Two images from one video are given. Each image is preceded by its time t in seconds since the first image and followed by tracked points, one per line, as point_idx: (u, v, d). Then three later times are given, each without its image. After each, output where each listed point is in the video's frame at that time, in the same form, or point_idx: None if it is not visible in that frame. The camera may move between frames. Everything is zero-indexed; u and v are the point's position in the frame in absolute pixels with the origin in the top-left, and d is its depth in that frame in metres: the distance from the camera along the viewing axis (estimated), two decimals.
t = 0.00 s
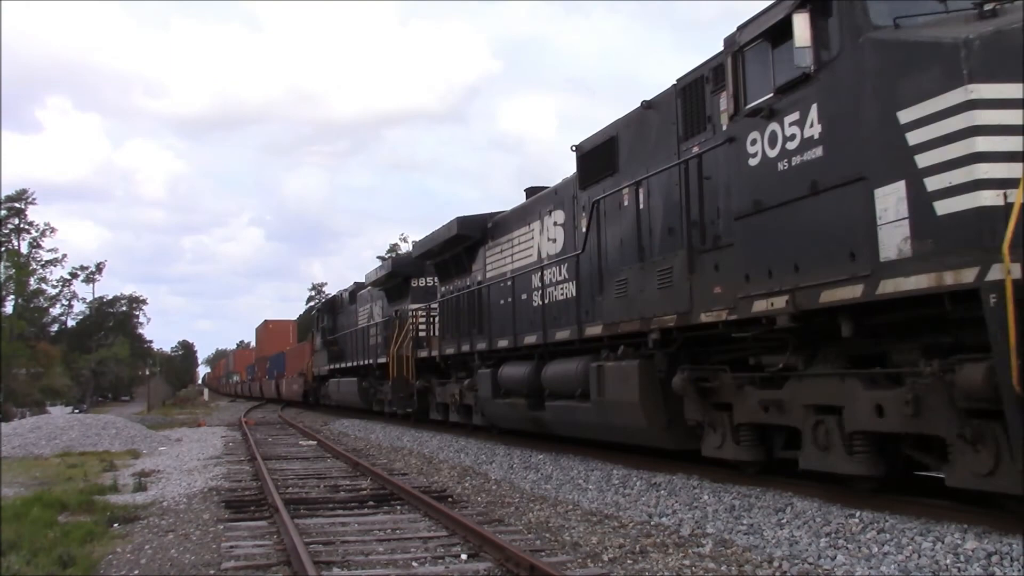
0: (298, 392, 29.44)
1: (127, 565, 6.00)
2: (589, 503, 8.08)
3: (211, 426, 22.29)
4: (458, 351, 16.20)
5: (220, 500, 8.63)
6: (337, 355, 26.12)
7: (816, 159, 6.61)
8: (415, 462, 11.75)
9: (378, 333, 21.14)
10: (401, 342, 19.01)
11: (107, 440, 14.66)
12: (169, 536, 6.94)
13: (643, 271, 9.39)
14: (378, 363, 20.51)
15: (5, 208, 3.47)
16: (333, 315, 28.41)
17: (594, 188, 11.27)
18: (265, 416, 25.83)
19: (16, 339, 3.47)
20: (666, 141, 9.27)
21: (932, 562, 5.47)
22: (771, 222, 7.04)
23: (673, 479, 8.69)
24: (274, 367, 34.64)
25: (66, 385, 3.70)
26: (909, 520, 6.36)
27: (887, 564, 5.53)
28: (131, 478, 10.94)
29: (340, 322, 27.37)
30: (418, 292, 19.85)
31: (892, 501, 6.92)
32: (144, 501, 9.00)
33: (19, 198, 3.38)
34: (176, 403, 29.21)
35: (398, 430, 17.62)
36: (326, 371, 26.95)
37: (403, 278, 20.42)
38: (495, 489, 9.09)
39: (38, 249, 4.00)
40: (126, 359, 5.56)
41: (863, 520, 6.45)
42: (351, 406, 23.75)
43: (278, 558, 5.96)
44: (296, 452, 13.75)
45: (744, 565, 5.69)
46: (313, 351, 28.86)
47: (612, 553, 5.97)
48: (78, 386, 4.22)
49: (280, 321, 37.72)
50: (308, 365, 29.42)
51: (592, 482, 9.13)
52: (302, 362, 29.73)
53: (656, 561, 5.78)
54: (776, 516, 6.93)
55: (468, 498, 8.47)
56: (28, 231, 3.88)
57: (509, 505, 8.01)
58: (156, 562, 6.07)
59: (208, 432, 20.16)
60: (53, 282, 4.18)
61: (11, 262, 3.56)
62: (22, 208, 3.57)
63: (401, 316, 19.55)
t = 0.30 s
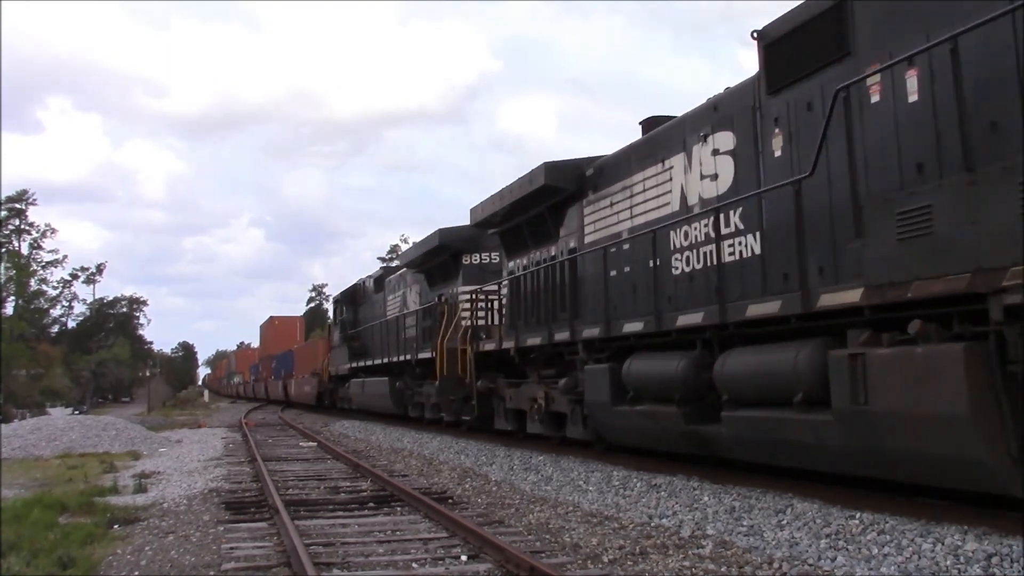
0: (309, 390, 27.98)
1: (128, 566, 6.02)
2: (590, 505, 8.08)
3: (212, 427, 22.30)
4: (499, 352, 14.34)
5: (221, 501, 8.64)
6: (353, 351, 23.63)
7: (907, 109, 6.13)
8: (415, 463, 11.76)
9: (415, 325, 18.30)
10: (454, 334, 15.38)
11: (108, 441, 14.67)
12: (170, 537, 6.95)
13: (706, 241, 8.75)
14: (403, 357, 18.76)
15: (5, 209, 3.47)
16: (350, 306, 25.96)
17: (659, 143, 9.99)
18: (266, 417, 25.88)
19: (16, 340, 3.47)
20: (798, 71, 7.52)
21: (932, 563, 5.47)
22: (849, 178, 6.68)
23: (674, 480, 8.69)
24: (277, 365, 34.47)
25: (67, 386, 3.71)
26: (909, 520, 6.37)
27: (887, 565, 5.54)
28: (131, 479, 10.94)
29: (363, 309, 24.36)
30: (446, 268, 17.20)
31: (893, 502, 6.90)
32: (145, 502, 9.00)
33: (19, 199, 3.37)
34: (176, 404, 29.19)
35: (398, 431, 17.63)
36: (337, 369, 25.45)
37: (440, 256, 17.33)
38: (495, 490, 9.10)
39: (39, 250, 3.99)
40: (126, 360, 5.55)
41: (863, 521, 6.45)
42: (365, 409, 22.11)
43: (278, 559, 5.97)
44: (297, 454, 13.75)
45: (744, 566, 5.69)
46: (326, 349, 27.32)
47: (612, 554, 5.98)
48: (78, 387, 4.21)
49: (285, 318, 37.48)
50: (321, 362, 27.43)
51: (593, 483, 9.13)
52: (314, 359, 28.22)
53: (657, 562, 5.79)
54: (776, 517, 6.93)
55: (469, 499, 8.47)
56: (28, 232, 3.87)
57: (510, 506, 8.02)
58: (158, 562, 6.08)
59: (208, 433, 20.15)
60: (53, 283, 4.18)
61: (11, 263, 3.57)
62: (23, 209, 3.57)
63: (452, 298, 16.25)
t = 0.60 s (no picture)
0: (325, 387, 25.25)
1: (127, 565, 6.00)
2: (589, 503, 8.08)
3: (211, 425, 22.28)
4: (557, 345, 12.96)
5: (220, 499, 8.63)
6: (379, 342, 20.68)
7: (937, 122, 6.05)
8: (415, 462, 11.76)
9: (470, 309, 15.21)
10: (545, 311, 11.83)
11: (107, 439, 14.65)
12: (169, 536, 6.94)
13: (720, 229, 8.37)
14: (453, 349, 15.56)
15: (5, 208, 3.47)
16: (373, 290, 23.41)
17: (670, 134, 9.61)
18: (265, 415, 25.87)
19: (16, 339, 3.48)
20: (910, 22, 6.43)
21: (931, 562, 5.47)
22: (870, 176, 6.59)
23: (673, 479, 8.68)
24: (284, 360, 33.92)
25: (67, 385, 3.71)
26: (908, 518, 6.37)
27: (886, 563, 5.53)
28: (131, 478, 10.93)
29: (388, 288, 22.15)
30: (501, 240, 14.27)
31: (892, 499, 6.90)
32: (144, 500, 8.99)
33: (19, 198, 3.38)
34: (176, 402, 29.14)
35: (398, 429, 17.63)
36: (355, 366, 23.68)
37: (502, 223, 14.05)
38: (494, 488, 9.09)
39: (39, 249, 4.00)
40: (126, 360, 5.55)
41: (862, 520, 6.45)
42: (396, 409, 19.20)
43: (278, 558, 5.96)
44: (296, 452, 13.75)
45: (743, 565, 5.69)
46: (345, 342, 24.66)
47: (612, 552, 5.97)
48: (78, 386, 4.21)
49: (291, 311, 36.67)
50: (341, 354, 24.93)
51: (592, 482, 9.13)
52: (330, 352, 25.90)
53: (656, 561, 5.78)
54: (776, 516, 6.93)
55: (468, 498, 8.46)
56: (28, 231, 3.88)
57: (509, 505, 8.01)
58: (156, 561, 6.07)
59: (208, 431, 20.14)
60: (53, 282, 4.18)
61: (11, 261, 3.58)
62: (23, 208, 3.57)
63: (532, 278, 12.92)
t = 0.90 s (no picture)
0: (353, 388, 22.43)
1: (127, 567, 6.00)
2: (589, 505, 8.07)
3: (211, 428, 22.27)
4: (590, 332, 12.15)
5: (220, 502, 8.63)
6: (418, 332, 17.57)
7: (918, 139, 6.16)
8: (415, 464, 11.75)
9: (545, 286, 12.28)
10: (724, 286, 8.68)
11: (106, 442, 14.65)
12: (169, 538, 6.94)
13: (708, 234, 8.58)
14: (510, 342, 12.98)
15: (5, 209, 3.47)
16: (407, 274, 19.61)
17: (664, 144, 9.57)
18: (265, 418, 25.86)
19: (16, 341, 3.48)
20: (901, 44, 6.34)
21: (931, 564, 5.47)
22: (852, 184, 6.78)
23: (673, 481, 8.68)
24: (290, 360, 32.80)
25: (67, 387, 3.71)
26: (908, 521, 6.36)
27: (886, 566, 5.54)
28: (130, 480, 10.93)
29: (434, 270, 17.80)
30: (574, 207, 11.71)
31: (892, 502, 6.89)
32: (143, 502, 8.99)
33: (19, 199, 3.38)
34: (176, 405, 29.10)
35: (397, 432, 17.63)
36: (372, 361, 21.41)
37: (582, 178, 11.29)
38: (494, 491, 9.08)
39: (38, 250, 4.00)
40: (125, 361, 5.55)
41: (862, 522, 6.45)
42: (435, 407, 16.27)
43: (277, 560, 5.95)
44: (296, 454, 13.73)
45: (743, 567, 5.69)
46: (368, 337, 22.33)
47: (612, 555, 5.97)
48: (77, 387, 4.21)
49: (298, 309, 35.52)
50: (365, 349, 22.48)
51: (592, 484, 9.12)
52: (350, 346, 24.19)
53: (656, 563, 5.78)
54: (776, 518, 6.93)
55: (468, 500, 8.46)
56: (28, 232, 3.88)
57: (509, 507, 8.01)
58: (156, 563, 6.07)
59: (208, 434, 20.13)
60: (52, 283, 4.18)
61: (10, 263, 3.57)
62: (22, 209, 3.57)
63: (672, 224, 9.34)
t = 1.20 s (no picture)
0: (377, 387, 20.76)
1: (127, 567, 6.01)
2: (590, 505, 8.08)
3: (211, 428, 22.27)
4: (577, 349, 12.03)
5: (221, 501, 8.64)
6: (478, 315, 14.15)
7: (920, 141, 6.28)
8: (415, 464, 11.76)
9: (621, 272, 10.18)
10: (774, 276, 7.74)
11: (107, 442, 14.66)
12: (170, 538, 6.95)
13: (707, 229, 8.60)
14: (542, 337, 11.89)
15: (5, 208, 3.47)
16: (457, 249, 16.29)
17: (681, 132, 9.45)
18: (266, 418, 25.85)
19: (16, 340, 3.48)
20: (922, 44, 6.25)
21: (932, 564, 5.47)
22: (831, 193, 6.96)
23: (673, 481, 8.68)
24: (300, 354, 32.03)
25: (67, 386, 3.71)
26: (909, 520, 6.36)
27: (887, 565, 5.54)
28: (131, 480, 10.93)
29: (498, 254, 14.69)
30: (682, 148, 9.49)
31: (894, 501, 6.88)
32: (144, 502, 9.00)
33: (18, 199, 3.38)
34: (176, 404, 29.06)
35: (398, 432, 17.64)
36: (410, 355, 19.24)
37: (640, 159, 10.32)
38: (495, 491, 9.09)
39: (38, 249, 4.00)
40: (126, 360, 5.55)
41: (863, 522, 6.45)
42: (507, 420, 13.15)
43: (278, 560, 5.96)
44: (297, 454, 13.74)
45: (744, 567, 5.69)
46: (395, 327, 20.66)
47: (612, 554, 5.97)
48: (78, 387, 4.21)
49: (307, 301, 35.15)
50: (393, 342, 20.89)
51: (592, 484, 9.13)
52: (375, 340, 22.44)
53: (656, 562, 5.79)
54: (776, 518, 6.93)
55: (468, 500, 8.47)
56: (28, 231, 3.88)
57: (509, 507, 8.02)
58: (157, 563, 6.08)
59: (208, 434, 20.13)
60: (52, 282, 4.18)
61: (10, 262, 3.58)
62: (22, 209, 3.57)
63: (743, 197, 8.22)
